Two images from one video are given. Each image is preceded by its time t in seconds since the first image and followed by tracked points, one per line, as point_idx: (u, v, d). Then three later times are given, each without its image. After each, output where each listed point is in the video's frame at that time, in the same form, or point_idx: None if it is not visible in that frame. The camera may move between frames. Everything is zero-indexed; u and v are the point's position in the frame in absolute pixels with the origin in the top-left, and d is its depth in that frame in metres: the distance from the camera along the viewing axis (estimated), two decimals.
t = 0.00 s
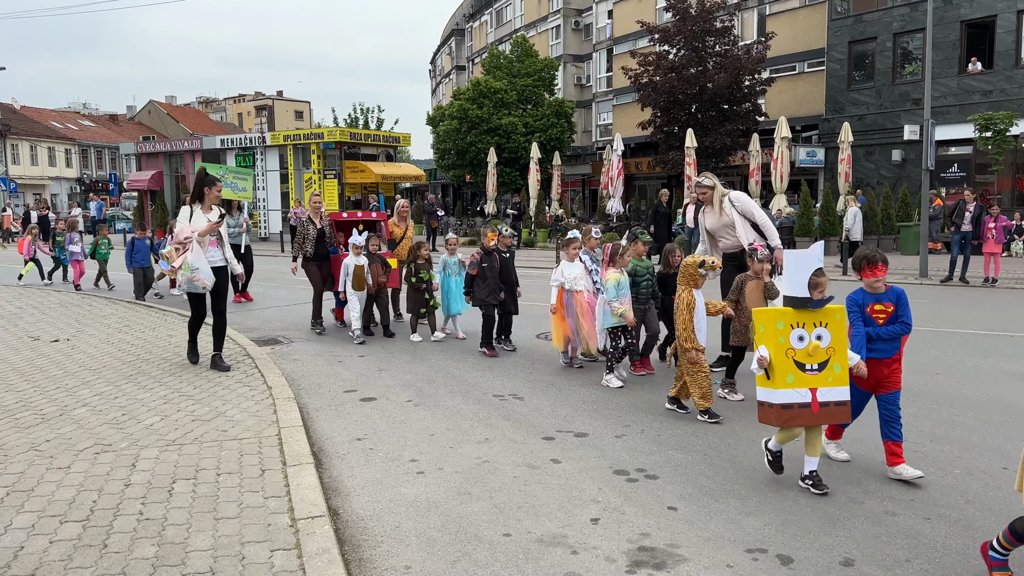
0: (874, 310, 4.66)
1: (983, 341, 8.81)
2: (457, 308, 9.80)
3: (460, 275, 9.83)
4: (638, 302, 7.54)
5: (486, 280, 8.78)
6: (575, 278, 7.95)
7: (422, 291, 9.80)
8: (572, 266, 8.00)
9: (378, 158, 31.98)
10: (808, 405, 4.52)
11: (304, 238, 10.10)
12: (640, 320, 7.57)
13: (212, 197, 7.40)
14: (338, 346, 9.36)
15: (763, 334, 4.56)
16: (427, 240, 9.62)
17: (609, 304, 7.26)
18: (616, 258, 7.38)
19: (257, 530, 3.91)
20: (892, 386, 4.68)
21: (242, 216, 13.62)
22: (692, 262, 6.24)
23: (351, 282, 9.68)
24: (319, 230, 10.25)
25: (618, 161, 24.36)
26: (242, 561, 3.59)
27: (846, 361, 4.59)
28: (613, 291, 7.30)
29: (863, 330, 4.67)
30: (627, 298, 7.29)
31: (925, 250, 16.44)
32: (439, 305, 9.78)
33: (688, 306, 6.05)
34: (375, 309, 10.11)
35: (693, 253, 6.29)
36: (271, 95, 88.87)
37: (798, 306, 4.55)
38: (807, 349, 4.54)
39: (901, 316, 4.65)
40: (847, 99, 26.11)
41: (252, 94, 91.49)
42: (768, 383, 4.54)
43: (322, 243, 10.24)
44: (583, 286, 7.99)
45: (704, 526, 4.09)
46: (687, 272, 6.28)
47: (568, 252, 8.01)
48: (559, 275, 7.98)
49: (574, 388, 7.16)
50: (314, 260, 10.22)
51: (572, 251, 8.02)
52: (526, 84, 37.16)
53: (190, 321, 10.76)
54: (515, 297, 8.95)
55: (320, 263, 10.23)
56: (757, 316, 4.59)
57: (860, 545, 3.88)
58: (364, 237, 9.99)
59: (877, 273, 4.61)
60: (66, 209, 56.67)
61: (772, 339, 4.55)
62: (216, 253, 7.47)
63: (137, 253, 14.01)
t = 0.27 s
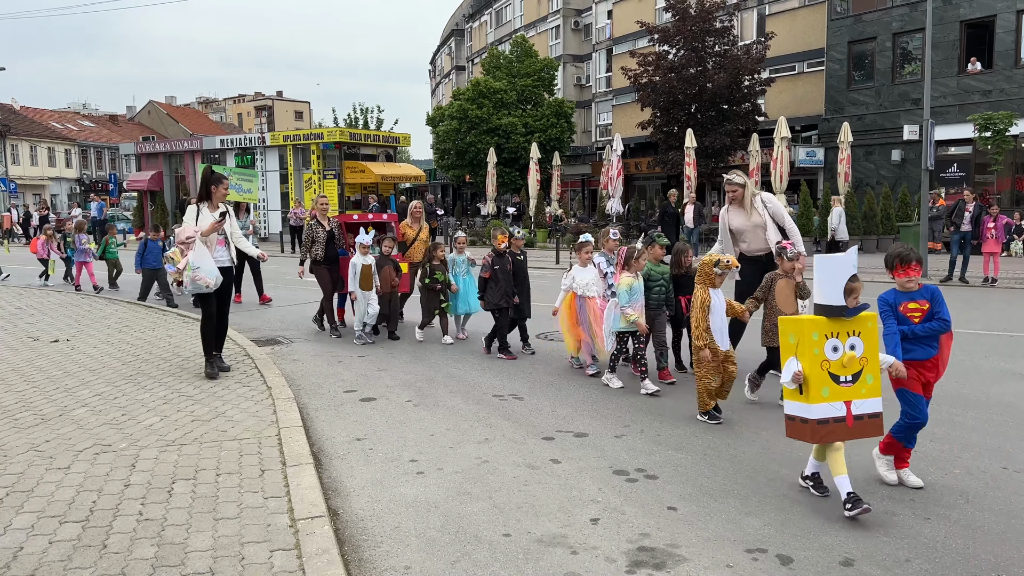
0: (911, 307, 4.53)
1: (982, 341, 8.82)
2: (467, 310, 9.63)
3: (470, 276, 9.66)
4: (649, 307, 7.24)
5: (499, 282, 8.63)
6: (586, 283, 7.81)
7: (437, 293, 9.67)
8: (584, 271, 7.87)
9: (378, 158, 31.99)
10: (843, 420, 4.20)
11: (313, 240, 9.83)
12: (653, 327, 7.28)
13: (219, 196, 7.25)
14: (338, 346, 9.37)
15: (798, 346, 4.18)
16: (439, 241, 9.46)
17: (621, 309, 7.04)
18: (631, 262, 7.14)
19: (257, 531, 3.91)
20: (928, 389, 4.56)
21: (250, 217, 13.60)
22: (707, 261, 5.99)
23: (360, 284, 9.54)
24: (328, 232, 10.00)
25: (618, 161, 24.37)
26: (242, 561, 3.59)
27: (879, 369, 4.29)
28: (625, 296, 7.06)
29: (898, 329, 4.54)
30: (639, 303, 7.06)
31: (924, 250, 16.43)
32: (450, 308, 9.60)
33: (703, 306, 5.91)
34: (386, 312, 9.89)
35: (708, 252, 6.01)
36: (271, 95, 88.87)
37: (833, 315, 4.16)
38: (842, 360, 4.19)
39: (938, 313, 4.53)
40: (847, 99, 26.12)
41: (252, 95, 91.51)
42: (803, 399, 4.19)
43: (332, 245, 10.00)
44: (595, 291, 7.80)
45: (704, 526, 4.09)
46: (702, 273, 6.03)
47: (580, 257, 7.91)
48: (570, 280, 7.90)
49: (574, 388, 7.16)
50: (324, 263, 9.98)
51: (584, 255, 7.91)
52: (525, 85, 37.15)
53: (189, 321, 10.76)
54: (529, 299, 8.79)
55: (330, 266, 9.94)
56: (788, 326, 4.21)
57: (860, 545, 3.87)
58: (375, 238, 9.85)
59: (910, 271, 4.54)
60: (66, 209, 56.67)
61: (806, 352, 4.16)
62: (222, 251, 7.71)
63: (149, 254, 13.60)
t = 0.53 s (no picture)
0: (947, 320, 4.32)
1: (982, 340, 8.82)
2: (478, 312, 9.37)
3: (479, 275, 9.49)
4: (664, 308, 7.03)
5: (510, 284, 8.41)
6: (599, 282, 7.71)
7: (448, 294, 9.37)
8: (596, 270, 7.76)
9: (377, 158, 31.99)
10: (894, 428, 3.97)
11: (320, 239, 9.66)
12: (665, 329, 7.04)
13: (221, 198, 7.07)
14: (336, 346, 9.38)
15: (844, 355, 3.87)
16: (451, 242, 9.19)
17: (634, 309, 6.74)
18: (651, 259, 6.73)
19: (256, 531, 3.91)
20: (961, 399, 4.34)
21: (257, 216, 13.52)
22: (731, 266, 5.69)
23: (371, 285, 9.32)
24: (336, 231, 9.81)
25: (617, 161, 24.38)
26: (240, 561, 3.59)
27: (918, 371, 4.09)
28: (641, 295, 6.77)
29: (934, 339, 4.29)
30: (654, 303, 6.77)
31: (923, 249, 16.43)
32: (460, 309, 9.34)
33: (729, 313, 5.62)
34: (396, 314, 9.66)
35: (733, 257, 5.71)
36: (270, 95, 88.82)
37: (871, 318, 3.90)
38: (888, 366, 3.94)
39: (975, 325, 4.29)
40: (846, 98, 26.14)
41: (251, 95, 91.48)
42: (858, 412, 3.89)
43: (340, 244, 9.81)
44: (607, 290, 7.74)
45: (703, 526, 4.09)
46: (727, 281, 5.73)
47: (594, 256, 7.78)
48: (582, 279, 7.77)
49: (573, 388, 7.16)
50: (332, 263, 9.79)
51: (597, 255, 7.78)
52: (524, 84, 37.13)
53: (188, 321, 10.75)
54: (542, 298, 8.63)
55: (336, 266, 9.79)
56: (828, 334, 3.91)
57: (859, 545, 3.88)
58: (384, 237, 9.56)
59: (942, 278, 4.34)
60: (65, 209, 56.62)
61: (855, 362, 3.84)
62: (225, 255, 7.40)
63: (157, 252, 13.43)
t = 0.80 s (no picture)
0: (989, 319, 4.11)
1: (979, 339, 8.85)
2: (491, 311, 9.24)
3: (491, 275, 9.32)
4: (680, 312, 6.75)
5: (522, 288, 8.19)
6: (614, 286, 7.37)
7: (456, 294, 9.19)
8: (611, 273, 7.42)
9: (376, 157, 31.98)
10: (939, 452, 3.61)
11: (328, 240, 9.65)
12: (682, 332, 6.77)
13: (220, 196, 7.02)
14: (335, 345, 9.38)
15: (888, 366, 3.57)
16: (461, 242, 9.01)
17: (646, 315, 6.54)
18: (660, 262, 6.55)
19: (255, 530, 3.91)
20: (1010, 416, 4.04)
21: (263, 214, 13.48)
22: (761, 262, 5.58)
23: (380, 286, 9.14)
24: (343, 232, 9.79)
25: (615, 159, 24.38)
26: (239, 560, 3.59)
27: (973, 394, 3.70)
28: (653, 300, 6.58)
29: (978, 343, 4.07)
30: (668, 308, 6.57)
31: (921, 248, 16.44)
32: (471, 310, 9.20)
33: (757, 311, 5.53)
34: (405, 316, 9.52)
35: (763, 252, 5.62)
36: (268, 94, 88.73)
37: (923, 330, 3.58)
38: (937, 383, 3.60)
39: (1017, 322, 4.12)
40: (844, 97, 26.18)
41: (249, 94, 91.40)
42: (894, 429, 3.59)
43: (348, 245, 9.76)
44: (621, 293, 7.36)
45: (702, 524, 4.10)
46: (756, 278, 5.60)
47: (608, 257, 7.42)
48: (596, 282, 7.41)
49: (571, 387, 7.16)
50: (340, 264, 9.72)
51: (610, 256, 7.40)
52: (522, 84, 37.11)
53: (186, 321, 10.74)
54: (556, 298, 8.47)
55: (344, 267, 9.71)
56: (872, 343, 3.62)
57: (857, 543, 3.88)
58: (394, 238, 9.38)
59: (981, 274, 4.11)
60: (63, 209, 56.52)
61: (897, 376, 3.54)
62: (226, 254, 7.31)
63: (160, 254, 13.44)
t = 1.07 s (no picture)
0: None
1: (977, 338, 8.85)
2: (499, 314, 9.19)
3: (500, 276, 9.25)
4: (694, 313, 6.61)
5: (533, 286, 8.18)
6: (625, 285, 7.19)
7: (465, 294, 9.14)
8: (622, 272, 7.26)
9: (374, 156, 31.98)
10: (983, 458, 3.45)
11: (338, 238, 9.59)
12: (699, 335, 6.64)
13: (223, 198, 6.87)
14: (334, 344, 9.38)
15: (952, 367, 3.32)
16: (470, 242, 8.92)
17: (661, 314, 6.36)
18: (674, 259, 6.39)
19: (253, 529, 3.91)
20: None
21: (269, 215, 13.43)
22: (783, 268, 5.35)
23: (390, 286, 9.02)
24: (353, 230, 9.75)
25: (613, 158, 24.41)
26: (238, 559, 3.59)
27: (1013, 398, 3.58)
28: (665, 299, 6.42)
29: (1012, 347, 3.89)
30: (682, 307, 6.39)
31: (919, 247, 16.45)
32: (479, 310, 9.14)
33: (776, 318, 5.30)
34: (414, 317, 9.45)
35: (785, 257, 5.38)
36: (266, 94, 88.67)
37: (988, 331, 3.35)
38: (992, 388, 3.40)
39: None
40: (842, 96, 26.22)
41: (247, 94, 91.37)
42: (951, 434, 3.37)
43: (357, 243, 9.73)
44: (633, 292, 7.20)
45: (700, 523, 4.10)
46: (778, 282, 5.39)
47: (619, 255, 7.27)
48: (607, 280, 7.27)
49: (570, 385, 7.17)
50: (348, 263, 9.69)
51: (622, 254, 7.25)
52: (521, 83, 37.09)
53: (185, 320, 10.73)
54: (572, 298, 8.32)
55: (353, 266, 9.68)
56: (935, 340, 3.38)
57: (855, 541, 3.89)
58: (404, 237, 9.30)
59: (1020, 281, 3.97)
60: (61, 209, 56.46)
61: (960, 378, 3.31)
62: (231, 258, 6.96)
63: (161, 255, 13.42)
